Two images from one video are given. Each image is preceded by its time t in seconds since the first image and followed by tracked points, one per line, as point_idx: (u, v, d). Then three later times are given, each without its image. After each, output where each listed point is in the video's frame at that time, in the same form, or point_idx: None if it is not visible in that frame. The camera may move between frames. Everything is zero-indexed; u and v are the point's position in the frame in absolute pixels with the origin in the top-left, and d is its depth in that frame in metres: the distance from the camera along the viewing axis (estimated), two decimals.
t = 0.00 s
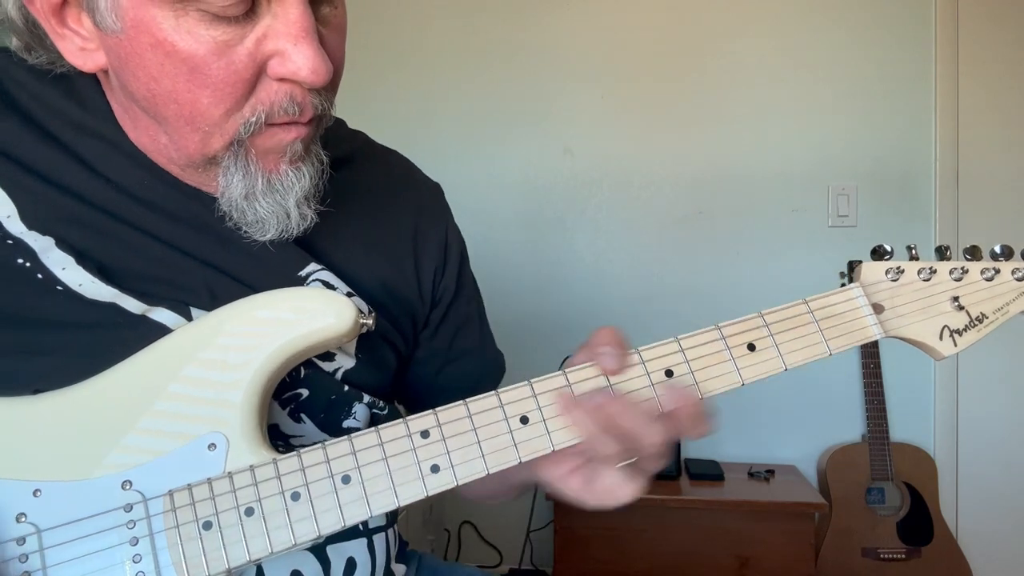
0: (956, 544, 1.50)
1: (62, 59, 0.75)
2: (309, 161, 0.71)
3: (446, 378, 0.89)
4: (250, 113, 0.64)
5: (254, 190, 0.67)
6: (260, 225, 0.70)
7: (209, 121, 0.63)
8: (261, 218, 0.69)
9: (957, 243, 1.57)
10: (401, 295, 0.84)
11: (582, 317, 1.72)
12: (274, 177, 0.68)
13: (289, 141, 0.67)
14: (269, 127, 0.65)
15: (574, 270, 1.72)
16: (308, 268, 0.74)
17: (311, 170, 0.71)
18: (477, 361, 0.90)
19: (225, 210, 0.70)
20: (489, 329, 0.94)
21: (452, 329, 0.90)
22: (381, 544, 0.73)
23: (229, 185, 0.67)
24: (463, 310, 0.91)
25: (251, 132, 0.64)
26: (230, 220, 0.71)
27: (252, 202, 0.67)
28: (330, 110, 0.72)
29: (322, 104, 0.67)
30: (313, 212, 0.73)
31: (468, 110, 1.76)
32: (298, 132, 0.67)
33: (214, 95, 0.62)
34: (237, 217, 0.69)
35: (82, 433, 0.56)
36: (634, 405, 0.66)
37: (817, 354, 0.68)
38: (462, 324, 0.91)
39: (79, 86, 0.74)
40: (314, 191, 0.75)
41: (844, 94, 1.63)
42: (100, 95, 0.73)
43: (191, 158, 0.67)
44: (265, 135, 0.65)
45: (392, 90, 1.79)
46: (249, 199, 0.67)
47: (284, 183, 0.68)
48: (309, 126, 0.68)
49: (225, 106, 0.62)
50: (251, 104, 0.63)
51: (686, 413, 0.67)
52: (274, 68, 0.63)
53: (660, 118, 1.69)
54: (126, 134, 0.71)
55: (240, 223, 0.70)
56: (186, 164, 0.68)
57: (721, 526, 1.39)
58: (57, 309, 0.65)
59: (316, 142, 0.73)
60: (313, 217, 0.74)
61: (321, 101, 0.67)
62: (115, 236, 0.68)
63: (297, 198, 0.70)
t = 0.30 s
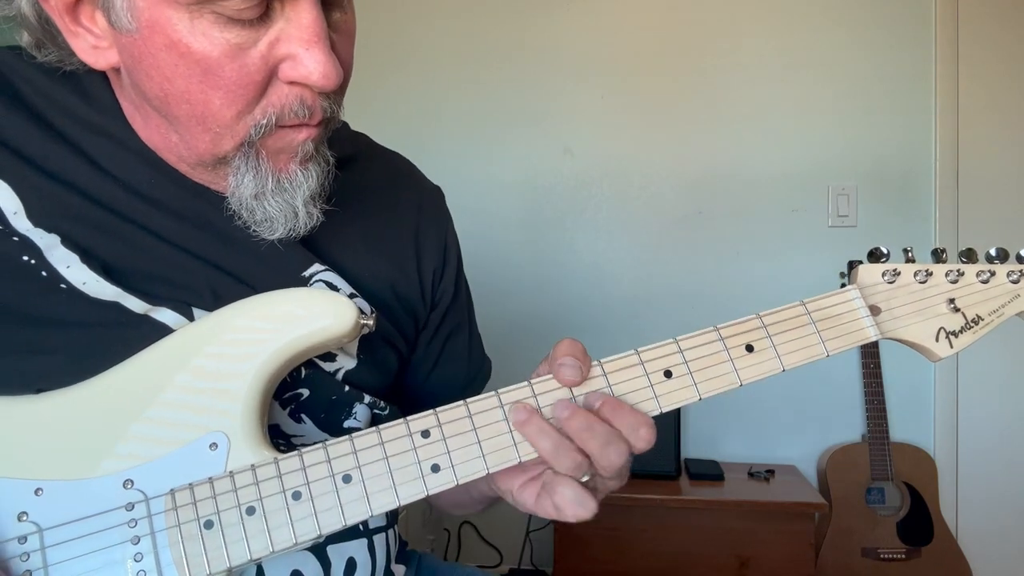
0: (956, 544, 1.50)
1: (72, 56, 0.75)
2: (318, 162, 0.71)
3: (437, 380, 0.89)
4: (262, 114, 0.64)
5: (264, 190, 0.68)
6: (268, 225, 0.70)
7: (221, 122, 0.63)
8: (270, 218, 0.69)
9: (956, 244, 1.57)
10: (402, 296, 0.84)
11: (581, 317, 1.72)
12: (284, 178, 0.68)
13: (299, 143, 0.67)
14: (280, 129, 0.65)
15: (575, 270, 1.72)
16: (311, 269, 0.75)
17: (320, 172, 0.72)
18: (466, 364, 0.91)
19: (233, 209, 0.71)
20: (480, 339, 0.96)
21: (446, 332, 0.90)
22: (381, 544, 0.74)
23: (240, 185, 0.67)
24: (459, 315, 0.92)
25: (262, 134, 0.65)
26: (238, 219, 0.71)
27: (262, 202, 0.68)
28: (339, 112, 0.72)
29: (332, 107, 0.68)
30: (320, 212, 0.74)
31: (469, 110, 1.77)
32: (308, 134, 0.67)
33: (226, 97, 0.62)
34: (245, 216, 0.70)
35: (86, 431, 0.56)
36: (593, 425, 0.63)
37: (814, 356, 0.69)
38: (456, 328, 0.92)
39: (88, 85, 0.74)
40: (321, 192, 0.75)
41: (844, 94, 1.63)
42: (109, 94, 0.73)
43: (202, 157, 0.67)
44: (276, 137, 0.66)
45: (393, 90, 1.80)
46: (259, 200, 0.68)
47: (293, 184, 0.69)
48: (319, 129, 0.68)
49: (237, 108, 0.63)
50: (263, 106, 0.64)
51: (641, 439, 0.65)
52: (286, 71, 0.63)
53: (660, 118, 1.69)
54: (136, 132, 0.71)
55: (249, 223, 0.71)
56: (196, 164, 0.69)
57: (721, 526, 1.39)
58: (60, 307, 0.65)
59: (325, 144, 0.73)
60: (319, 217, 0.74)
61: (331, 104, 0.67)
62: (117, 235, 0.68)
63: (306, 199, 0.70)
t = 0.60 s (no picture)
0: (955, 544, 1.50)
1: (75, 55, 0.76)
2: (319, 162, 0.71)
3: (439, 384, 0.89)
4: (263, 114, 0.64)
5: (265, 190, 0.68)
6: (269, 225, 0.70)
7: (222, 121, 0.63)
8: (271, 218, 0.69)
9: (956, 243, 1.57)
10: (402, 301, 0.84)
11: (581, 317, 1.72)
12: (285, 178, 0.68)
13: (301, 142, 0.68)
14: (281, 129, 0.66)
15: (575, 270, 1.72)
16: (311, 272, 0.75)
17: (321, 172, 0.72)
18: (466, 370, 0.91)
19: (234, 209, 0.71)
20: (479, 350, 0.96)
21: (447, 338, 0.90)
22: (381, 544, 0.74)
23: (241, 185, 0.67)
24: (460, 323, 0.93)
25: (264, 133, 0.65)
26: (238, 219, 0.72)
27: (264, 201, 0.68)
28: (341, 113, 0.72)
29: (333, 107, 0.68)
30: (321, 212, 0.74)
31: (469, 110, 1.77)
32: (309, 133, 0.68)
33: (228, 96, 0.62)
34: (246, 216, 0.70)
35: (89, 430, 0.56)
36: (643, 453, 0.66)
37: (813, 356, 0.69)
38: (457, 334, 0.92)
39: (91, 84, 0.74)
40: (323, 193, 0.75)
41: (843, 94, 1.63)
42: (111, 93, 0.73)
43: (203, 156, 0.67)
44: (277, 137, 0.66)
45: (393, 90, 1.80)
46: (260, 199, 0.68)
47: (295, 184, 0.69)
48: (320, 129, 0.69)
49: (238, 107, 0.63)
50: (265, 105, 0.64)
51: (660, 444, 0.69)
52: (288, 71, 0.63)
53: (660, 118, 1.69)
54: (139, 132, 0.72)
55: (250, 223, 0.71)
56: (197, 163, 0.69)
57: (721, 526, 1.40)
58: (63, 307, 0.65)
59: (327, 144, 0.73)
60: (320, 217, 0.75)
61: (333, 104, 0.67)
62: (119, 234, 0.68)
63: (307, 199, 0.70)
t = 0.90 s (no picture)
0: (956, 544, 1.50)
1: (80, 56, 0.75)
2: (324, 165, 0.71)
3: (439, 392, 0.89)
4: (270, 117, 0.64)
5: (269, 192, 0.67)
6: (272, 227, 0.70)
7: (229, 123, 0.63)
8: (274, 220, 0.69)
9: (956, 244, 1.57)
10: (401, 310, 0.84)
11: (581, 317, 1.72)
12: (290, 181, 0.68)
13: (307, 146, 0.67)
14: (288, 132, 0.65)
15: (574, 270, 1.72)
16: (311, 276, 0.75)
17: (326, 175, 0.71)
18: (465, 382, 0.91)
19: (237, 211, 0.70)
20: (475, 366, 0.96)
21: (446, 349, 0.90)
22: (380, 545, 0.74)
23: (245, 187, 0.67)
24: (458, 336, 0.93)
25: (271, 136, 0.65)
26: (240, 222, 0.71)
27: (268, 204, 0.68)
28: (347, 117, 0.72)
29: (340, 112, 0.68)
30: (324, 215, 0.74)
31: (468, 110, 1.77)
32: (316, 137, 0.67)
33: (236, 98, 0.62)
34: (250, 218, 0.70)
35: (88, 431, 0.56)
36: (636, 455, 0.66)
37: (816, 357, 0.69)
38: (455, 346, 0.92)
39: (94, 84, 0.74)
40: (326, 196, 0.75)
41: (844, 94, 1.63)
42: (112, 94, 0.73)
43: (208, 158, 0.67)
44: (284, 140, 0.66)
45: (393, 89, 1.79)
46: (265, 202, 0.68)
47: (300, 187, 0.69)
48: (327, 133, 0.68)
49: (246, 110, 0.63)
50: (272, 108, 0.63)
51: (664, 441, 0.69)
52: (296, 74, 0.63)
53: (660, 117, 1.69)
54: (144, 133, 0.71)
55: (252, 225, 0.70)
56: (202, 165, 0.69)
57: (721, 527, 1.39)
58: (62, 307, 0.64)
59: (332, 148, 0.73)
60: (323, 221, 0.74)
61: (340, 109, 0.67)
62: (118, 234, 0.68)
63: (311, 203, 0.70)
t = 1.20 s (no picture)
0: (956, 544, 1.50)
1: (79, 56, 0.76)
2: (319, 174, 0.71)
3: (442, 390, 0.89)
4: (264, 125, 0.64)
5: (262, 199, 0.68)
6: (264, 233, 0.70)
7: (222, 131, 0.63)
8: (267, 226, 0.69)
9: (956, 243, 1.57)
10: (401, 309, 0.85)
11: (581, 317, 1.72)
12: (283, 188, 0.68)
13: (300, 155, 0.67)
14: (281, 141, 0.65)
15: (575, 270, 1.73)
16: (313, 276, 0.75)
17: (320, 183, 0.72)
18: (470, 378, 0.91)
19: (231, 216, 0.71)
20: (480, 360, 0.96)
21: (449, 345, 0.91)
22: (381, 545, 0.74)
23: (238, 193, 0.67)
24: (460, 332, 0.93)
25: (263, 145, 0.65)
26: (234, 227, 0.71)
27: (260, 210, 0.68)
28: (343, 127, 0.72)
29: (335, 122, 0.68)
30: (318, 221, 0.74)
31: (469, 110, 1.77)
32: (310, 147, 0.67)
33: (230, 107, 0.62)
34: (243, 223, 0.70)
35: (91, 432, 0.56)
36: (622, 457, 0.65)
37: (813, 357, 0.69)
38: (458, 342, 0.92)
39: (95, 85, 0.74)
40: (321, 203, 0.75)
41: (843, 94, 1.63)
42: (115, 95, 0.74)
43: (203, 164, 0.67)
44: (277, 148, 0.66)
45: (393, 90, 1.80)
46: (257, 208, 0.68)
47: (292, 194, 0.69)
48: (321, 142, 0.68)
49: (239, 119, 0.63)
50: (266, 117, 0.64)
51: (655, 443, 0.68)
52: (290, 84, 0.63)
53: (660, 117, 1.69)
54: (142, 136, 0.72)
55: (246, 229, 0.71)
56: (197, 170, 0.69)
57: (721, 527, 1.40)
58: (64, 309, 0.65)
59: (328, 156, 0.73)
60: (317, 227, 0.74)
61: (335, 119, 0.67)
62: (120, 235, 0.68)
63: (304, 210, 0.70)
